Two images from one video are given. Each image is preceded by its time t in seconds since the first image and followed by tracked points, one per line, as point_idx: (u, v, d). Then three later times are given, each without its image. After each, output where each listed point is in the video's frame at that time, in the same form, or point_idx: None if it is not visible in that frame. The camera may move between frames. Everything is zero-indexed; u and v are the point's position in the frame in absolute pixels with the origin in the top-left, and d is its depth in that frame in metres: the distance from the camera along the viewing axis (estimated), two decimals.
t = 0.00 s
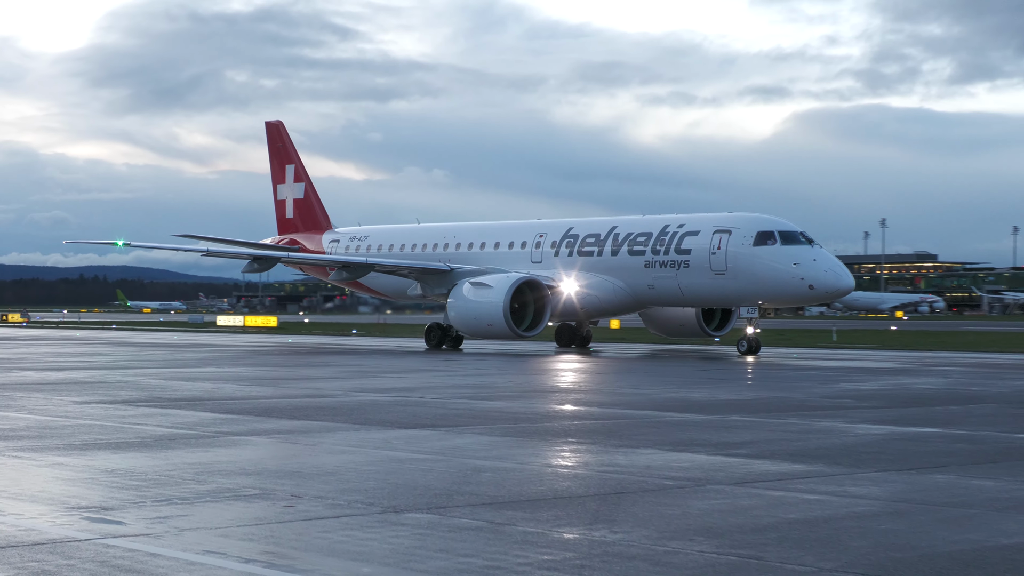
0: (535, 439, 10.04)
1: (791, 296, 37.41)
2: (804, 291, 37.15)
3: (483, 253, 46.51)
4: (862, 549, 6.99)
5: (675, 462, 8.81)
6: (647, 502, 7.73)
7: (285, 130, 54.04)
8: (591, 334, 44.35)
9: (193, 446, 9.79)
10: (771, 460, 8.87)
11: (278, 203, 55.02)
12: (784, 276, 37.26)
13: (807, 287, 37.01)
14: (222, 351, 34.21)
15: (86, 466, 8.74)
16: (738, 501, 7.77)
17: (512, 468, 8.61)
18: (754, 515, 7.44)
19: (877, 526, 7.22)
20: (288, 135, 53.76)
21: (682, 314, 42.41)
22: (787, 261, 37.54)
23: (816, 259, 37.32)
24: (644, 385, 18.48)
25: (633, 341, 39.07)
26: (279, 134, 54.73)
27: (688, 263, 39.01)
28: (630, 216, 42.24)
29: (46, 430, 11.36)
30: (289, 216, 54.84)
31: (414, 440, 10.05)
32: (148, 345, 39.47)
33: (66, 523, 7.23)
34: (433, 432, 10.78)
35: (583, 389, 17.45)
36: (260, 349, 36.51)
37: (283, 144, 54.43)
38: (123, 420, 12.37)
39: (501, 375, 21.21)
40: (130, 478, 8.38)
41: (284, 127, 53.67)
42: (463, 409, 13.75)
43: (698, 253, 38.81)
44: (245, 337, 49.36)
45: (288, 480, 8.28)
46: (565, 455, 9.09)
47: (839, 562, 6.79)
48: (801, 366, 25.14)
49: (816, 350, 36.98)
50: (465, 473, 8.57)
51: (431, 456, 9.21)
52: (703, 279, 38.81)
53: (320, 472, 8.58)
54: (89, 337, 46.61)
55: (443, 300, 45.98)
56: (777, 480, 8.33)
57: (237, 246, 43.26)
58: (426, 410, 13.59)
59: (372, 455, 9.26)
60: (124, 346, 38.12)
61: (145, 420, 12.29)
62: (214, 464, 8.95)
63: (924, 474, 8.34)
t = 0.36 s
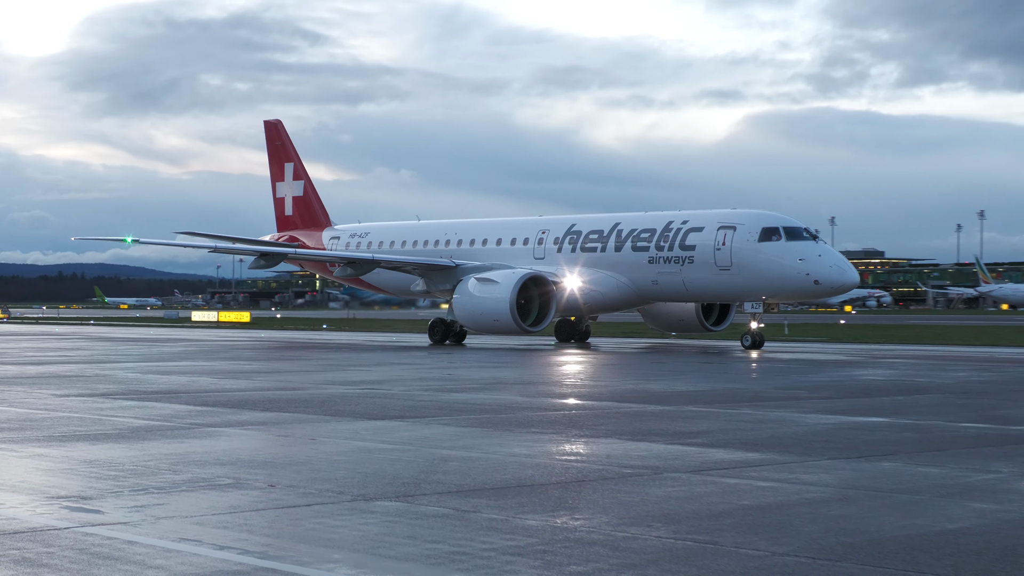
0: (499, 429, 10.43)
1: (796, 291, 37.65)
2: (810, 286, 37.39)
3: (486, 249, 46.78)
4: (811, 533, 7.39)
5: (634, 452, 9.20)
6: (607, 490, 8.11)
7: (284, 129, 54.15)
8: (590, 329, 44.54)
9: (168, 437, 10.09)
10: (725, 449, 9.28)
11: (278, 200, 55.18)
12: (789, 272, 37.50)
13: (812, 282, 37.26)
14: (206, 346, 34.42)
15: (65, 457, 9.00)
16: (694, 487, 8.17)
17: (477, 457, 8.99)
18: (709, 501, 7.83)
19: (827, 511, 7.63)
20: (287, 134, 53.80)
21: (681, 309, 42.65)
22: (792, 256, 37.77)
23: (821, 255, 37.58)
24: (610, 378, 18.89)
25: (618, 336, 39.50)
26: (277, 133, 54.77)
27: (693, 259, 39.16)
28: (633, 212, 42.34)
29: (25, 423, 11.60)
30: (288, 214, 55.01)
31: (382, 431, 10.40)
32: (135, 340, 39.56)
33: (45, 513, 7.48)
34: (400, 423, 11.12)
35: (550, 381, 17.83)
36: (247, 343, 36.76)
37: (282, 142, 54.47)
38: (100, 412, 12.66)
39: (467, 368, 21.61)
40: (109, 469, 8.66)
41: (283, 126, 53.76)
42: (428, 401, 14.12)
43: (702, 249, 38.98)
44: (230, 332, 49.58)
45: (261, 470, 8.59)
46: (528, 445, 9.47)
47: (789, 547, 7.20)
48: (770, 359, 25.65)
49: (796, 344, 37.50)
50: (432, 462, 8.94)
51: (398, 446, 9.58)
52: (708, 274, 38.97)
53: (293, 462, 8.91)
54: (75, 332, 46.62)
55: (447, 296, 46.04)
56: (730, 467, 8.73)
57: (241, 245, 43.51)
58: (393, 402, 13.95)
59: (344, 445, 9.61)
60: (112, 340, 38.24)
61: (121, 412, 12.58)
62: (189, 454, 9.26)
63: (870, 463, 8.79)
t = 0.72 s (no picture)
0: (473, 421, 10.83)
1: (808, 289, 37.85)
2: (823, 284, 37.59)
3: (495, 247, 47.08)
4: (771, 520, 7.80)
5: (600, 443, 9.61)
6: (574, 479, 8.51)
7: (290, 129, 54.26)
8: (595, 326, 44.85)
9: (153, 429, 10.39)
10: (686, 440, 9.73)
11: (284, 199, 55.35)
12: (802, 269, 37.71)
13: (825, 280, 37.47)
14: (193, 342, 34.61)
15: (52, 449, 9.27)
16: (657, 477, 8.60)
17: (451, 448, 9.38)
18: (672, 490, 8.24)
19: (784, 500, 8.03)
20: (293, 133, 53.96)
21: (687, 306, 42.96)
22: (805, 254, 37.97)
23: (834, 253, 37.79)
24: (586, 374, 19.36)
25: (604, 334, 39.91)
26: (284, 133, 54.99)
27: (704, 257, 39.42)
28: (643, 210, 42.58)
29: (12, 415, 11.87)
30: (294, 212, 55.18)
31: (359, 423, 10.76)
32: (124, 335, 39.65)
33: (33, 502, 7.76)
34: (376, 415, 11.51)
35: (524, 375, 18.27)
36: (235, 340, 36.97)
37: (289, 142, 54.68)
38: (85, 405, 12.94)
39: (441, 363, 22.02)
40: (93, 460, 8.95)
41: (289, 126, 53.84)
42: (404, 393, 14.51)
43: (714, 247, 39.24)
44: (214, 328, 49.69)
45: (242, 461, 8.93)
46: (500, 436, 9.87)
47: (750, 533, 7.60)
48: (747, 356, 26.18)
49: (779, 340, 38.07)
50: (407, 453, 9.33)
51: (375, 437, 9.95)
52: (719, 272, 39.25)
53: (273, 453, 9.25)
54: (60, 328, 46.54)
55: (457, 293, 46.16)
56: (693, 458, 9.17)
57: (257, 244, 43.75)
58: (370, 395, 14.34)
59: (322, 436, 9.98)
60: (101, 336, 38.33)
61: (106, 405, 12.87)
62: (172, 445, 9.56)
63: (825, 452, 9.26)
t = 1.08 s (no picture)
0: (436, 414, 11.27)
1: (812, 286, 38.06)
2: (826, 282, 37.81)
3: (496, 247, 47.32)
4: (722, 509, 8.22)
5: (557, 436, 10.06)
6: (533, 470, 8.93)
7: (288, 130, 54.34)
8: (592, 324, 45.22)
9: (127, 423, 10.69)
10: (641, 432, 10.22)
11: (282, 199, 55.46)
12: (805, 267, 37.92)
13: (829, 278, 37.70)
14: (175, 339, 34.73)
15: (29, 443, 9.54)
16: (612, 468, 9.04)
17: (415, 441, 9.79)
18: (628, 480, 8.67)
19: (733, 490, 8.48)
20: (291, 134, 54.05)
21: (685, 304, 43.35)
22: (809, 253, 38.17)
23: (837, 251, 38.00)
24: (559, 369, 19.85)
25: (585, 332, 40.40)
26: (281, 134, 55.08)
27: (707, 255, 39.59)
28: (645, 210, 42.77)
29: None
30: (292, 212, 55.30)
31: (327, 417, 11.15)
32: (107, 333, 39.68)
33: (11, 494, 8.02)
34: (342, 409, 11.92)
35: (487, 371, 18.74)
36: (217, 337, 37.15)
37: (287, 142, 54.77)
38: (61, 401, 13.21)
39: (405, 358, 22.45)
40: (68, 453, 9.24)
41: (287, 126, 53.94)
42: (371, 388, 14.92)
43: (717, 246, 39.40)
44: (193, 327, 49.70)
45: (213, 454, 9.26)
46: (462, 430, 10.31)
47: (702, 522, 8.02)
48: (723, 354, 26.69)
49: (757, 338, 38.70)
50: (374, 446, 9.73)
51: (342, 431, 10.35)
52: (722, 271, 39.42)
53: (243, 446, 9.61)
54: (40, 326, 46.36)
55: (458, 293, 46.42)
56: (648, 449, 9.63)
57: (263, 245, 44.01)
58: (338, 389, 14.74)
59: (292, 430, 10.35)
60: (85, 335, 38.33)
61: (82, 400, 13.14)
62: (145, 439, 9.88)
63: (774, 444, 9.76)
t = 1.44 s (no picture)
0: (395, 409, 11.76)
1: (810, 285, 38.27)
2: (825, 281, 38.01)
3: (492, 247, 47.66)
4: (671, 498, 8.67)
5: (513, 429, 10.54)
6: (490, 462, 9.37)
7: (280, 132, 54.34)
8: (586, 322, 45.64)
9: (96, 419, 11.02)
10: (594, 425, 10.72)
11: (274, 200, 55.55)
12: (804, 267, 38.13)
13: (827, 277, 37.89)
14: (152, 338, 34.89)
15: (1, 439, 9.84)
16: (567, 460, 9.50)
17: (377, 435, 10.23)
18: (581, 471, 9.11)
19: (681, 480, 8.94)
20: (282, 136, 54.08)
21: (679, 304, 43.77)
22: (808, 252, 38.37)
23: (836, 250, 38.18)
24: (528, 365, 20.35)
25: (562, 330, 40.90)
26: (273, 136, 55.10)
27: (705, 255, 39.91)
28: (642, 210, 43.12)
29: None
30: (284, 213, 55.41)
31: (291, 413, 11.58)
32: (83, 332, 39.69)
33: None
34: (305, 404, 12.38)
35: (446, 369, 19.30)
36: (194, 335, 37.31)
37: (278, 144, 54.80)
38: (32, 397, 13.50)
39: (367, 355, 22.93)
40: (39, 448, 9.55)
41: (279, 129, 53.98)
42: (336, 384, 15.40)
43: (715, 245, 39.73)
44: (167, 326, 49.76)
45: (181, 449, 9.62)
46: (421, 424, 10.78)
47: (652, 510, 8.46)
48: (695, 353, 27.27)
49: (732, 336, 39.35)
50: (336, 440, 10.15)
51: (304, 425, 10.78)
52: (720, 270, 39.75)
53: (210, 441, 9.98)
54: (14, 326, 46.20)
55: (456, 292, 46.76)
56: (601, 442, 10.12)
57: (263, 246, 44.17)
58: (303, 386, 15.18)
59: (256, 425, 10.76)
60: (62, 334, 38.33)
61: (53, 396, 13.45)
62: (114, 434, 10.22)
63: (722, 436, 10.27)
